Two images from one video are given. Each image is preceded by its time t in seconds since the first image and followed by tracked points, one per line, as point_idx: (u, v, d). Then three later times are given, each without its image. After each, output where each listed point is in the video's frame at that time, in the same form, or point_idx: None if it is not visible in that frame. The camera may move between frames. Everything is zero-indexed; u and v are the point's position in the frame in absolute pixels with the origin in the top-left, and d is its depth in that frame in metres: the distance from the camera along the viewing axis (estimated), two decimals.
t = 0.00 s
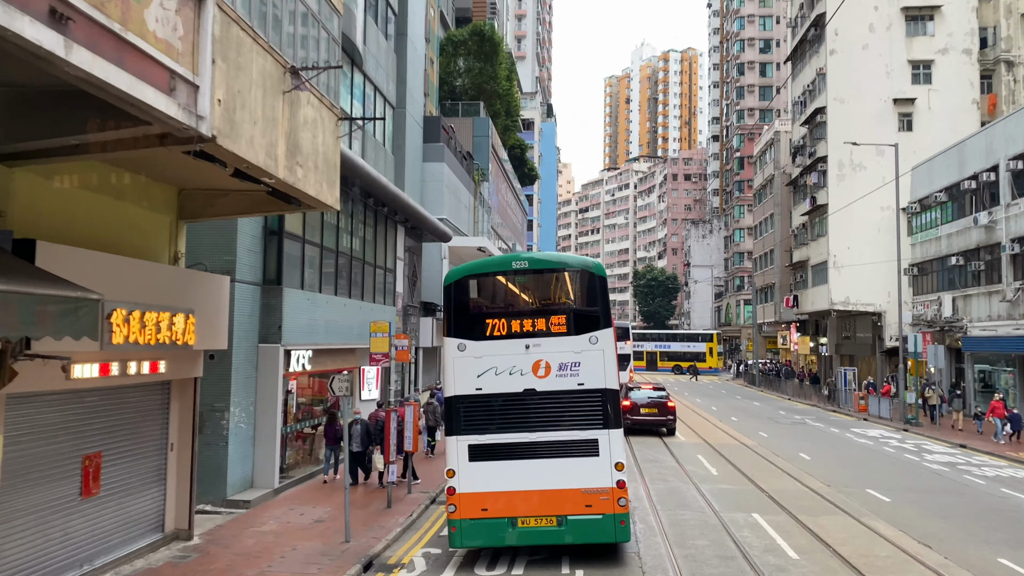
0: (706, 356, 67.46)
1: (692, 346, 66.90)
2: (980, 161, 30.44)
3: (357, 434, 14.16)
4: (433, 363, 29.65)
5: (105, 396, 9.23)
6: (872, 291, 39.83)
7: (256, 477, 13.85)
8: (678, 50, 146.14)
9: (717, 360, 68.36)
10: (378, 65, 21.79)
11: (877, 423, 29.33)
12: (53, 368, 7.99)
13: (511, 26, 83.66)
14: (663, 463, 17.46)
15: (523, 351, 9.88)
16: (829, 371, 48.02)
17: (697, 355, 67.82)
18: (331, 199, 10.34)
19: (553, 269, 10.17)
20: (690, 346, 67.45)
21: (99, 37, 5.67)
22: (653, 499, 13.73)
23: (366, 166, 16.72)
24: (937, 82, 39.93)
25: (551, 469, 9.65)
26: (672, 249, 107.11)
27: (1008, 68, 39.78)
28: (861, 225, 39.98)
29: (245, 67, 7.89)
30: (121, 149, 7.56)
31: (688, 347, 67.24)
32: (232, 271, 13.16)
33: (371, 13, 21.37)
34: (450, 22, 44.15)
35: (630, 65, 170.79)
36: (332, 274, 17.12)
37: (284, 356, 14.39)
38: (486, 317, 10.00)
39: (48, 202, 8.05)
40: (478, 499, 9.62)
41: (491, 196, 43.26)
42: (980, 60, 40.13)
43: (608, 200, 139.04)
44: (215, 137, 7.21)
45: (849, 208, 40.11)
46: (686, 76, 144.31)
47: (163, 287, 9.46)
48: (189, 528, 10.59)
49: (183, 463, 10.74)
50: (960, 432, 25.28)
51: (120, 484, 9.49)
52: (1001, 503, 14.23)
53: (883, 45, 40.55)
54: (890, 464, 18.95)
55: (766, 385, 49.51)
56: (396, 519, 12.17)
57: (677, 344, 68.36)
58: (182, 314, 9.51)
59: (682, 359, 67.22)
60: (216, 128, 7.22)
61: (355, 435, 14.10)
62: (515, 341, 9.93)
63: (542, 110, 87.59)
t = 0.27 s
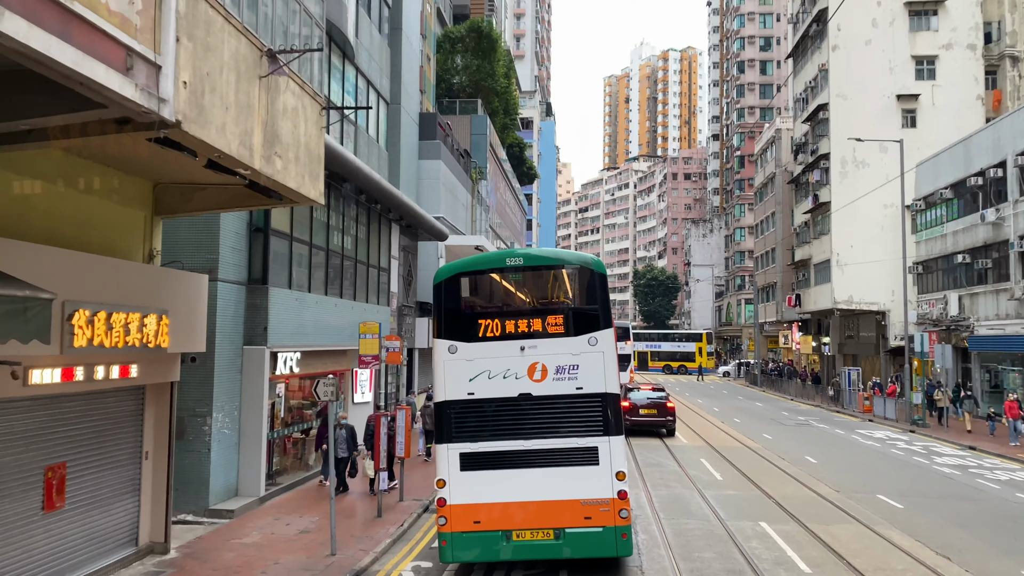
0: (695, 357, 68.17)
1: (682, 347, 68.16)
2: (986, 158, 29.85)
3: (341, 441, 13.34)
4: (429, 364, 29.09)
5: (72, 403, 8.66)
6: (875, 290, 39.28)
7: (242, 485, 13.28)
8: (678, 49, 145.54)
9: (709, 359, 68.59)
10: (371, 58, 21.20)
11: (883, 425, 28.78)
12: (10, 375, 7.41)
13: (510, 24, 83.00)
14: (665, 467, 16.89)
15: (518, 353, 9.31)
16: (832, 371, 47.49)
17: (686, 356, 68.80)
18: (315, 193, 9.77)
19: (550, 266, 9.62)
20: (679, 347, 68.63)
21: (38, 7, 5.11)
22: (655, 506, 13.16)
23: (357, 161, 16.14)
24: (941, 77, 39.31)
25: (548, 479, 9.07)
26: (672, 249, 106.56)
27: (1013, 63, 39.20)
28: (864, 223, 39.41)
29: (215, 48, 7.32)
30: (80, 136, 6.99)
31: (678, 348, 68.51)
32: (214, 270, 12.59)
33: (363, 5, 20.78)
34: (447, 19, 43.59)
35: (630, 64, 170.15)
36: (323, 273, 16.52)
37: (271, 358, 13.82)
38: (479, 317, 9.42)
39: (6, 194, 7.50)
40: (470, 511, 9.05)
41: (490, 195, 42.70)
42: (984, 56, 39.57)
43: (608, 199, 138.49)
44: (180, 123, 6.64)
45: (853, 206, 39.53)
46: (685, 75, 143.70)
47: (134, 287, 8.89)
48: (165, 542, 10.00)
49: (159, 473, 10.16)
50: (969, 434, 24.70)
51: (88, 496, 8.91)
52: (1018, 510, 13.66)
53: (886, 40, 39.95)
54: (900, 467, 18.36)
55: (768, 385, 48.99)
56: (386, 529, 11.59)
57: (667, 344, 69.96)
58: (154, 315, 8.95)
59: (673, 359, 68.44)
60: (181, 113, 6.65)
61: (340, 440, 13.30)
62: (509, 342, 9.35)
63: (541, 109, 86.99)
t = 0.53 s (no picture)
0: (683, 357, 68.46)
1: (670, 347, 68.28)
2: (993, 153, 29.30)
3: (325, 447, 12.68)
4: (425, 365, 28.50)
5: (35, 409, 8.10)
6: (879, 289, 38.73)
7: (225, 492, 12.71)
8: (677, 48, 145.02)
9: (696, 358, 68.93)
10: (364, 51, 20.63)
11: (888, 426, 28.23)
12: None
13: (507, 22, 82.42)
14: (667, 472, 16.30)
15: (512, 354, 8.76)
16: (833, 371, 46.93)
17: (674, 356, 69.03)
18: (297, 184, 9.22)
19: (546, 262, 9.08)
20: (668, 347, 68.93)
21: None
22: (658, 514, 12.59)
23: (347, 155, 15.58)
24: (944, 73, 38.77)
25: (545, 488, 8.51)
26: (672, 248, 106.01)
27: (1017, 58, 38.52)
28: (867, 221, 38.85)
29: (182, 24, 6.76)
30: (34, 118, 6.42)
31: (666, 347, 68.73)
32: (196, 268, 12.04)
33: None
34: (445, 15, 43.23)
35: (629, 64, 169.54)
36: (312, 271, 15.95)
37: (256, 360, 13.25)
38: (470, 315, 8.86)
39: None
40: (461, 523, 8.48)
41: (487, 193, 42.13)
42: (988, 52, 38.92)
43: (607, 199, 137.95)
44: (142, 103, 6.09)
45: (856, 203, 38.98)
46: (685, 74, 143.18)
47: (105, 283, 8.32)
48: (139, 554, 9.44)
49: (132, 481, 9.60)
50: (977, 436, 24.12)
51: (53, 507, 8.35)
52: None
53: (889, 35, 39.40)
54: (909, 471, 17.79)
55: (769, 386, 48.42)
56: (375, 539, 11.01)
57: (656, 344, 70.01)
58: (123, 314, 8.38)
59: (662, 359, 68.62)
60: (142, 92, 6.10)
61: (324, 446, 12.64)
62: (503, 343, 8.79)
63: (540, 108, 86.41)
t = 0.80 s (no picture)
0: (671, 357, 69.20)
1: (660, 347, 68.47)
2: (999, 151, 28.80)
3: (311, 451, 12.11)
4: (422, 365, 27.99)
5: None
6: (882, 288, 38.24)
7: (209, 498, 12.17)
8: (677, 49, 144.61)
9: (685, 360, 69.36)
10: (358, 43, 20.12)
11: (892, 428, 27.74)
12: None
13: (507, 21, 81.94)
14: (669, 476, 15.80)
15: (507, 354, 8.23)
16: (835, 372, 46.49)
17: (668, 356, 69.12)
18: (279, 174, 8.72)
19: (544, 256, 8.54)
20: (657, 347, 69.46)
21: None
22: (660, 521, 12.07)
23: (337, 148, 15.06)
24: (949, 70, 38.26)
25: (541, 497, 7.99)
26: (671, 248, 105.56)
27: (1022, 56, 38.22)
28: (871, 220, 38.37)
29: None
30: None
31: (655, 348, 69.24)
32: (178, 264, 11.52)
33: None
34: (443, 11, 42.97)
35: (629, 64, 169.10)
36: (302, 268, 15.43)
37: (242, 360, 12.73)
38: (462, 313, 8.33)
39: None
40: (452, 534, 7.96)
41: (486, 192, 41.66)
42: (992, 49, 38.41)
43: (606, 199, 137.57)
44: (100, 79, 5.55)
45: (859, 202, 38.47)
46: (685, 74, 142.82)
47: (74, 278, 7.79)
48: (111, 565, 8.92)
49: (105, 487, 9.09)
50: (984, 439, 23.65)
51: (16, 516, 7.83)
52: None
53: (893, 32, 38.92)
54: (918, 475, 17.29)
55: (770, 387, 47.98)
56: (364, 548, 10.49)
57: (646, 344, 70.33)
58: (91, 311, 7.85)
59: (651, 360, 69.38)
60: (101, 68, 5.56)
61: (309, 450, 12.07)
62: (498, 342, 8.26)
63: (539, 107, 85.94)
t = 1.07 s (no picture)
0: (659, 357, 69.75)
1: (648, 348, 69.32)
2: (1005, 149, 28.33)
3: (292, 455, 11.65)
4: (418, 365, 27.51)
5: None
6: (885, 288, 37.76)
7: (192, 504, 11.67)
8: (677, 48, 144.14)
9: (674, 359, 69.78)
10: (352, 35, 19.60)
11: (897, 430, 27.28)
12: None
13: (506, 19, 81.44)
14: (671, 480, 15.32)
15: (502, 355, 7.73)
16: (836, 372, 46.05)
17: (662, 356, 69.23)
18: (260, 163, 8.23)
19: (541, 250, 8.07)
20: (646, 347, 70.01)
21: None
22: (663, 529, 11.57)
23: (328, 140, 14.55)
24: (953, 67, 37.76)
25: (538, 507, 7.51)
26: (671, 248, 105.11)
27: None
28: (874, 219, 37.89)
29: None
30: None
31: (644, 347, 69.64)
32: (159, 260, 11.02)
33: None
34: (440, 6, 42.25)
35: (629, 63, 168.58)
36: (292, 265, 14.92)
37: (228, 360, 12.23)
38: (454, 310, 7.83)
39: None
40: (442, 547, 7.47)
41: (485, 189, 41.20)
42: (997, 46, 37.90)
43: (606, 198, 137.13)
44: (54, 52, 5.05)
45: (862, 201, 37.98)
46: (685, 74, 142.34)
47: (40, 272, 7.27)
48: None
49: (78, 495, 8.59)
50: (991, 442, 23.19)
51: None
52: None
53: (896, 29, 38.42)
54: (927, 479, 16.81)
55: (770, 387, 47.55)
56: (352, 557, 9.99)
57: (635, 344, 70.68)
58: (59, 308, 7.34)
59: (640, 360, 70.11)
60: (55, 40, 5.06)
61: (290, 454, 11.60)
62: (492, 342, 7.76)
63: (538, 105, 85.46)
